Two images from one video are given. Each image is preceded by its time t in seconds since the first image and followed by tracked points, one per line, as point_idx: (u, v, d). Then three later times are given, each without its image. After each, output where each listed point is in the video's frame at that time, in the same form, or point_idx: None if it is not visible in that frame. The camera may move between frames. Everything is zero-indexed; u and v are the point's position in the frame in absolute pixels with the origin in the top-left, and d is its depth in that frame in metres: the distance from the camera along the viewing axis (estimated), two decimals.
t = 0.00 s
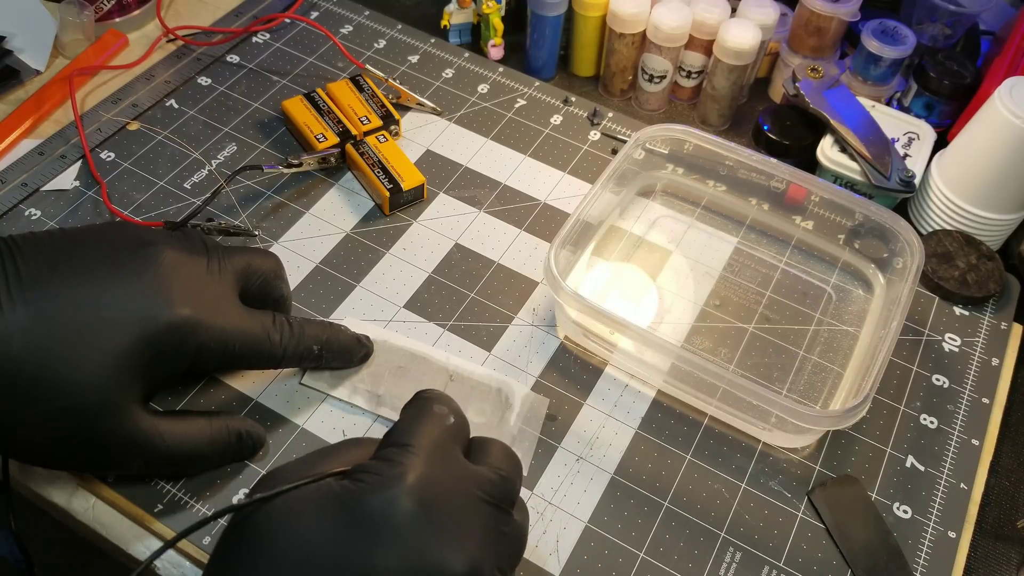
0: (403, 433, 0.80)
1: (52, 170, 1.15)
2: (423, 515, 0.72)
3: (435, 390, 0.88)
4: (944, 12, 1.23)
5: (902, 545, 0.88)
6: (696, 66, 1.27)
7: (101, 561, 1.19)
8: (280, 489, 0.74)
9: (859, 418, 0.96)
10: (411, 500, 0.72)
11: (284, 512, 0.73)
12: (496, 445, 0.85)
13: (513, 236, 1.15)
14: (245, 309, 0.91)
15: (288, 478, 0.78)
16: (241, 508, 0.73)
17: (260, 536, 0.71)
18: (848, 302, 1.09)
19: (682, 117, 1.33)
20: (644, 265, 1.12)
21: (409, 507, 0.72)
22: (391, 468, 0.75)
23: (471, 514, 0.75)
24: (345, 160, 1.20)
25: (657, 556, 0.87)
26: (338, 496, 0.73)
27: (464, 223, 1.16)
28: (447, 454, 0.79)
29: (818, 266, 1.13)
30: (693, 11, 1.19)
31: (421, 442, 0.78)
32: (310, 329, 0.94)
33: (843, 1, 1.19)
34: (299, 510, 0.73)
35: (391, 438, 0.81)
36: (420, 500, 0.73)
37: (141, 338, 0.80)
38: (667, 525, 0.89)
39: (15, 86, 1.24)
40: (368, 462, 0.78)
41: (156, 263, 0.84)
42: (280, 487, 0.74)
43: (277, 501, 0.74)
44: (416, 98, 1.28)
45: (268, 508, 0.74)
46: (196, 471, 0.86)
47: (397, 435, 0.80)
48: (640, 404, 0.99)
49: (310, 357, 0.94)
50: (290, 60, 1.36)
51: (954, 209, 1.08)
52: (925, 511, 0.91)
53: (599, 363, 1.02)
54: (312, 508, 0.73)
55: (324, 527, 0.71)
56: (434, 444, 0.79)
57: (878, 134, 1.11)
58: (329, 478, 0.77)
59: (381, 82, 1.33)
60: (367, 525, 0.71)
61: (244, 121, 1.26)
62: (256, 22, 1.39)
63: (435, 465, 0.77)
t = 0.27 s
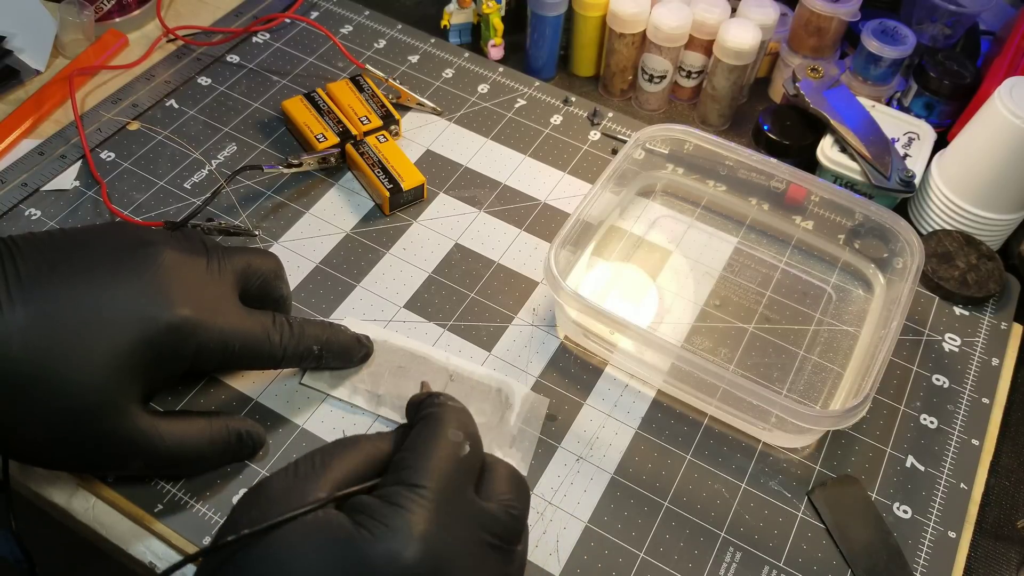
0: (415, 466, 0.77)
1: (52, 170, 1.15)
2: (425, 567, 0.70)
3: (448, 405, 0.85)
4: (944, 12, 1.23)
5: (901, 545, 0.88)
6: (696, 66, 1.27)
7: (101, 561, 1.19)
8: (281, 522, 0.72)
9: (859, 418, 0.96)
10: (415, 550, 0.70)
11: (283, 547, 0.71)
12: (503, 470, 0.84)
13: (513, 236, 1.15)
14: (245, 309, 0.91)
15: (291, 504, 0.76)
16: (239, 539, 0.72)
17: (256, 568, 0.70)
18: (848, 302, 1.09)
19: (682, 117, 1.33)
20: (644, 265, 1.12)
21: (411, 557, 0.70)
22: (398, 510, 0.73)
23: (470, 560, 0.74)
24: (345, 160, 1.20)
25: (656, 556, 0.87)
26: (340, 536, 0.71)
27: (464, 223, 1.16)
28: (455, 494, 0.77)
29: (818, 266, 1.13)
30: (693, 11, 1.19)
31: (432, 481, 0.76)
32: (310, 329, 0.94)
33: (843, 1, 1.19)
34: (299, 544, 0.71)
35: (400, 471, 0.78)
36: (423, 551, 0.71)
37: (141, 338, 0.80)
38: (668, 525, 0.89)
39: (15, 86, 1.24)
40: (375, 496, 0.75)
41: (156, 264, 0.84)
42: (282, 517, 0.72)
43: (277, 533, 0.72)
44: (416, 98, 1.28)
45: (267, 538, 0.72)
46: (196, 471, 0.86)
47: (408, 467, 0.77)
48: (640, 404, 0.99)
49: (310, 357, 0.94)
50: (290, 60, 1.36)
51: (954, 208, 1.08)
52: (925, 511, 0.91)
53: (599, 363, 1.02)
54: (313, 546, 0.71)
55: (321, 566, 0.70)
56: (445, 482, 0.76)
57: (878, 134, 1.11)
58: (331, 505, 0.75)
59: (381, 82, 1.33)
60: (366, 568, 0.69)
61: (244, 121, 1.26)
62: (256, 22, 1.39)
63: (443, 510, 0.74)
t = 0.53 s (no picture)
0: (455, 440, 0.79)
1: (52, 170, 1.15)
2: (468, 533, 0.72)
3: (484, 390, 0.88)
4: (944, 12, 1.23)
5: (902, 545, 0.88)
6: (697, 66, 1.27)
7: (101, 562, 1.19)
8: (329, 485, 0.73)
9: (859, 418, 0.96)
10: (459, 514, 0.72)
11: (329, 510, 0.72)
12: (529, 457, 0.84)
13: (513, 236, 1.15)
14: (246, 310, 0.91)
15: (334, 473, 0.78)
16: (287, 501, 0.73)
17: (301, 530, 0.71)
18: (848, 302, 1.09)
19: (682, 117, 1.33)
20: (644, 265, 1.12)
21: (455, 520, 0.71)
22: (442, 477, 0.75)
23: (508, 531, 0.75)
24: (345, 160, 1.20)
25: (657, 556, 0.87)
26: (386, 500, 0.73)
27: (464, 223, 1.16)
28: (494, 468, 0.79)
29: (818, 266, 1.13)
30: (694, 11, 1.19)
31: (473, 452, 0.78)
32: (310, 330, 0.94)
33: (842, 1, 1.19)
34: (345, 508, 0.72)
35: (441, 445, 0.80)
36: (466, 516, 0.72)
37: (141, 339, 0.80)
38: (668, 525, 0.89)
39: (15, 86, 1.24)
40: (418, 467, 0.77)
41: (156, 264, 0.84)
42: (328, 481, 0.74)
43: (324, 497, 0.73)
44: (416, 98, 1.28)
45: (314, 501, 0.73)
46: (197, 471, 0.86)
47: (448, 441, 0.80)
48: (640, 404, 0.99)
49: (310, 358, 0.94)
50: (290, 60, 1.36)
51: (954, 208, 1.08)
52: (925, 511, 0.91)
53: (599, 363, 1.02)
54: (360, 509, 0.72)
55: (368, 528, 0.71)
56: (485, 456, 0.78)
57: (878, 134, 1.11)
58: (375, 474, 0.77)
59: (381, 82, 1.33)
60: (413, 531, 0.71)
61: (244, 121, 1.26)
62: (255, 22, 1.39)
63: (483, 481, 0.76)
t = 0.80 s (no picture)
0: (451, 421, 0.80)
1: (51, 170, 1.15)
2: (468, 511, 0.72)
3: (481, 380, 0.88)
4: (944, 12, 1.24)
5: (902, 545, 0.88)
6: (697, 66, 1.27)
7: (101, 563, 1.19)
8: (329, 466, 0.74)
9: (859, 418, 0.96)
10: (458, 491, 0.72)
11: (330, 489, 0.73)
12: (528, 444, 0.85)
13: (513, 236, 1.15)
14: (245, 310, 0.91)
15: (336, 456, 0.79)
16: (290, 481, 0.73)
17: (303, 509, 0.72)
18: (848, 302, 1.09)
19: (682, 117, 1.33)
20: (644, 265, 1.12)
21: (456, 498, 0.72)
22: (440, 455, 0.75)
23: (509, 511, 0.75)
24: (345, 160, 1.20)
25: (657, 556, 0.87)
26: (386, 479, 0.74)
27: (464, 223, 1.16)
28: (491, 447, 0.79)
29: (818, 266, 1.13)
30: (694, 11, 1.19)
31: (469, 432, 0.78)
32: (310, 330, 0.94)
33: (842, 1, 1.19)
34: (346, 487, 0.73)
35: (438, 426, 0.80)
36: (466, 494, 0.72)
37: (141, 339, 0.80)
38: (668, 525, 0.89)
39: (15, 86, 1.24)
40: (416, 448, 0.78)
41: (156, 265, 0.84)
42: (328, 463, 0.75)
43: (324, 477, 0.74)
44: (416, 98, 1.28)
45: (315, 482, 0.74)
46: (197, 471, 0.86)
47: (445, 423, 0.80)
48: (640, 404, 0.99)
49: (310, 358, 0.94)
50: (290, 60, 1.36)
51: (954, 208, 1.08)
52: (925, 511, 0.91)
53: (599, 363, 1.02)
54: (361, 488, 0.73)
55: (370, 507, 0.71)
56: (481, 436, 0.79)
57: (878, 134, 1.11)
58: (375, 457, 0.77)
59: (381, 82, 1.33)
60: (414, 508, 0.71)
61: (244, 121, 1.26)
62: (255, 22, 1.39)
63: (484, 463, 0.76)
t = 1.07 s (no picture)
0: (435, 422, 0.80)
1: (52, 170, 1.15)
2: (449, 509, 0.72)
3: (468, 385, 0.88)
4: (944, 12, 1.24)
5: (902, 545, 0.88)
6: (697, 66, 1.27)
7: (102, 563, 1.19)
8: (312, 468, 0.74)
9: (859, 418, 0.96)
10: (441, 491, 0.72)
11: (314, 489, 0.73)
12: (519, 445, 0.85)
13: (513, 236, 1.15)
14: (245, 310, 0.91)
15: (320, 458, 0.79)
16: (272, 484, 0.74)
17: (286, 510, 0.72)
18: (848, 302, 1.09)
19: (682, 117, 1.33)
20: (644, 265, 1.12)
21: (438, 498, 0.72)
22: (423, 455, 0.75)
23: (496, 511, 0.75)
24: (345, 160, 1.20)
25: (657, 556, 0.87)
26: (368, 478, 0.74)
27: (464, 223, 1.16)
28: (475, 448, 0.79)
29: (818, 266, 1.13)
30: (693, 11, 1.19)
31: (453, 433, 0.78)
32: (310, 330, 0.94)
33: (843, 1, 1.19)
34: (327, 488, 0.73)
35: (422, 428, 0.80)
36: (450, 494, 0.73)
37: (141, 339, 0.80)
38: (668, 525, 0.89)
39: (15, 86, 1.24)
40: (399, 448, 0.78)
41: (156, 265, 0.84)
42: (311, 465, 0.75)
43: (307, 478, 0.74)
44: (416, 98, 1.28)
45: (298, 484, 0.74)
46: (197, 471, 0.86)
47: (430, 424, 0.80)
48: (640, 404, 0.99)
49: (310, 358, 0.94)
50: (290, 60, 1.36)
51: (953, 208, 1.08)
52: (925, 511, 0.91)
53: (599, 363, 1.02)
54: (343, 488, 0.73)
55: (352, 506, 0.71)
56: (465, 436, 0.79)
57: (878, 134, 1.11)
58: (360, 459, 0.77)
59: (381, 82, 1.33)
60: (397, 508, 0.71)
61: (244, 121, 1.26)
62: (255, 23, 1.39)
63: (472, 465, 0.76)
